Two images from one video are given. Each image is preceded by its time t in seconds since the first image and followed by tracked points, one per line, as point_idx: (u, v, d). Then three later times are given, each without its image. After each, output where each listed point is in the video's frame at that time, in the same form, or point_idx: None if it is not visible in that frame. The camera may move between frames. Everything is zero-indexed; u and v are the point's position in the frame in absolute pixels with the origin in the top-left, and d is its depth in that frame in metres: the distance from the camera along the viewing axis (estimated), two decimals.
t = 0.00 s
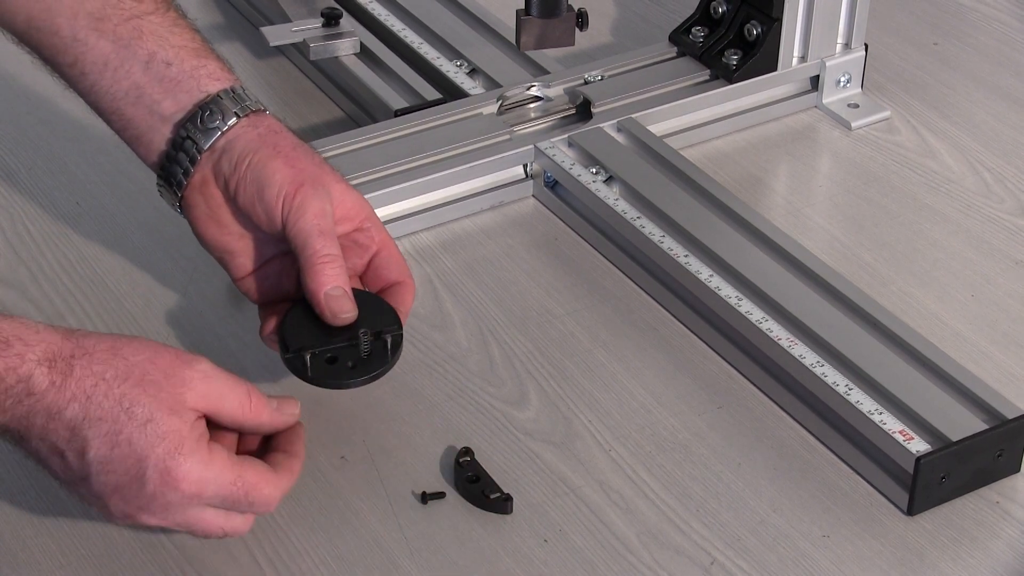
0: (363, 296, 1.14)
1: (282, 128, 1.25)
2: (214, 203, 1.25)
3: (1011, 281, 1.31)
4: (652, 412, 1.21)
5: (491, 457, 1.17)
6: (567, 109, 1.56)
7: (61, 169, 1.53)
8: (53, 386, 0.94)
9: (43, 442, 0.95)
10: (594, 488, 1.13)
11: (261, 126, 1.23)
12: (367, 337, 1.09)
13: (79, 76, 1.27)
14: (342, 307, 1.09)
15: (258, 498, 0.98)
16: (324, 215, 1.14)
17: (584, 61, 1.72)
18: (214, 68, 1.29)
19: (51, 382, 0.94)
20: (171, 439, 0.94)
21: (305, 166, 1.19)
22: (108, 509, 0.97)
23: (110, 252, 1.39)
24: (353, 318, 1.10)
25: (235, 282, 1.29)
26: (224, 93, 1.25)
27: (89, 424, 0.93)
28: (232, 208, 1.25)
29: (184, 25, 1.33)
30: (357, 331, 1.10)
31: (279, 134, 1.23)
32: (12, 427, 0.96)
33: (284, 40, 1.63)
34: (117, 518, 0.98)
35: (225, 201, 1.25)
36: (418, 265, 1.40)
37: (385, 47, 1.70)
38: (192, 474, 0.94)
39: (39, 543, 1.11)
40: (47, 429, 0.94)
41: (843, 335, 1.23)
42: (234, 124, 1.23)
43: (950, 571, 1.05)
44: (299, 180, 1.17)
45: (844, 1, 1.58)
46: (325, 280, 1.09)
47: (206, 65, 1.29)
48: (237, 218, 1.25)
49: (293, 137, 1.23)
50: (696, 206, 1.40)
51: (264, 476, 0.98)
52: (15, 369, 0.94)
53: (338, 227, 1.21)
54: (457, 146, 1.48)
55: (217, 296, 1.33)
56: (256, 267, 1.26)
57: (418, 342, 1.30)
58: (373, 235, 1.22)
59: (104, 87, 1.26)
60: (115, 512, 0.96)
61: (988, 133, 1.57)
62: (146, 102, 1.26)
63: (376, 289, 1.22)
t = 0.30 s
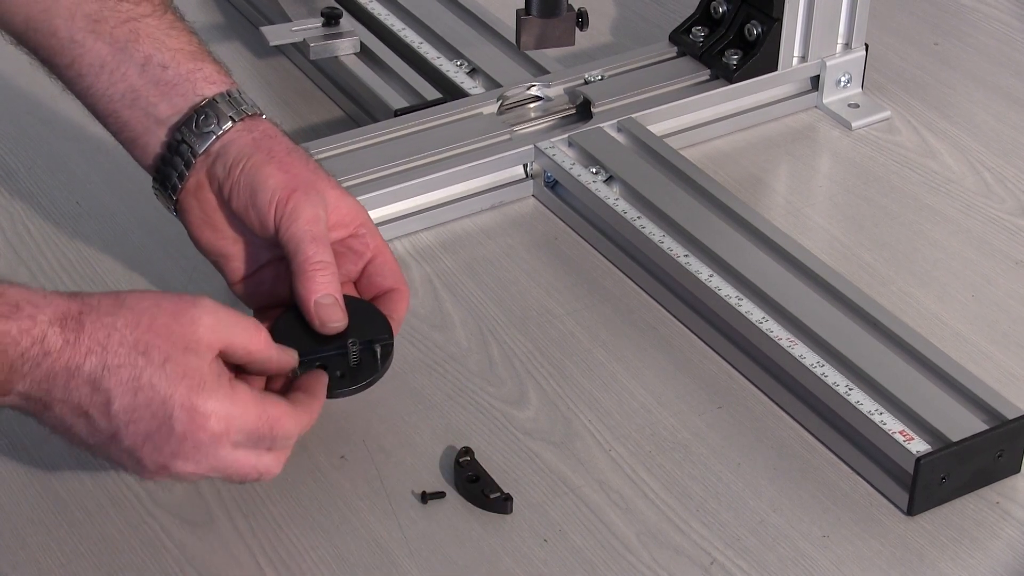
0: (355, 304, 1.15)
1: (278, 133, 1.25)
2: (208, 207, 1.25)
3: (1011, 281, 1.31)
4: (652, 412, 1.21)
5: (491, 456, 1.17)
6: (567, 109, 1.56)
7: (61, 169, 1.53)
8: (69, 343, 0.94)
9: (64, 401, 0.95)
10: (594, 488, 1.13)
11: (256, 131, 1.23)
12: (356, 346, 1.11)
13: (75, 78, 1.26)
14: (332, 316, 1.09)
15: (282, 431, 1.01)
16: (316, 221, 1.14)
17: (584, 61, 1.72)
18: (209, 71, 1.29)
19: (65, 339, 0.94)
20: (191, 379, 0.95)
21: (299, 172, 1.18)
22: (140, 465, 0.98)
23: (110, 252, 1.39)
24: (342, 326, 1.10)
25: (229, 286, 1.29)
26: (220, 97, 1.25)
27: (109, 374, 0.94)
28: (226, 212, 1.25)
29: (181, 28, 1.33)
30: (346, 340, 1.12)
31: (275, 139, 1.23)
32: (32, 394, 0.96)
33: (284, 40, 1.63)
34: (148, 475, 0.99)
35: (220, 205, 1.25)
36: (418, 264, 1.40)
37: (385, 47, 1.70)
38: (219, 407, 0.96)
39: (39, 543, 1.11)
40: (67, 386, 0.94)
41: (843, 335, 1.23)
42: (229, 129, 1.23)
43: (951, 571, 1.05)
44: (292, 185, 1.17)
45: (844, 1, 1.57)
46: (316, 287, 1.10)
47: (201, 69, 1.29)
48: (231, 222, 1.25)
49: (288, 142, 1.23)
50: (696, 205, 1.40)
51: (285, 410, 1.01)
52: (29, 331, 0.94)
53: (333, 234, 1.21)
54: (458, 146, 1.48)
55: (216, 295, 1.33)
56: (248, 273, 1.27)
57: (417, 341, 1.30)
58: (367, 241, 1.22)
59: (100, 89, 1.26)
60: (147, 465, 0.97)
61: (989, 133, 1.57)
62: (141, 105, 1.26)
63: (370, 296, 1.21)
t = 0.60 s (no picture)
0: (348, 302, 1.15)
1: (275, 127, 1.24)
2: (204, 200, 1.25)
3: (1014, 283, 1.31)
4: (653, 409, 1.21)
5: (492, 451, 1.17)
6: (573, 105, 1.56)
7: (64, 156, 1.53)
8: (86, 299, 0.98)
9: (87, 363, 0.97)
10: (594, 483, 1.13)
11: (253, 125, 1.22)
12: (348, 346, 1.10)
13: (73, 67, 1.27)
14: (324, 314, 1.10)
15: (301, 392, 1.01)
16: (311, 217, 1.14)
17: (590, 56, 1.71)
18: (208, 64, 1.29)
19: (83, 299, 0.98)
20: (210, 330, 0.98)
21: (294, 167, 1.18)
22: (162, 434, 0.97)
23: (112, 240, 1.39)
24: (334, 324, 1.11)
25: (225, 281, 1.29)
26: (218, 90, 1.25)
27: (127, 325, 0.96)
28: (221, 206, 1.25)
29: (180, 20, 1.32)
30: (337, 338, 1.11)
31: (271, 134, 1.23)
32: (51, 363, 0.97)
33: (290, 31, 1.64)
34: (170, 448, 0.98)
35: (215, 199, 1.25)
36: (421, 257, 1.40)
37: (390, 39, 1.70)
38: (240, 353, 0.97)
39: (40, 531, 1.11)
40: (88, 345, 0.97)
41: (846, 334, 1.23)
42: (226, 122, 1.23)
43: (950, 571, 1.05)
44: (287, 180, 1.16)
45: None
46: (309, 285, 1.10)
47: (200, 61, 1.29)
48: (226, 217, 1.25)
49: (285, 136, 1.23)
50: (700, 202, 1.40)
51: (300, 373, 1.02)
52: (48, 292, 0.98)
53: (329, 230, 1.21)
54: (465, 139, 1.48)
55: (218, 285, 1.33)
56: (243, 268, 1.27)
57: (419, 335, 1.30)
58: (363, 238, 1.22)
59: (97, 80, 1.26)
60: (169, 427, 0.96)
61: (994, 134, 1.56)
62: (138, 97, 1.26)
63: (366, 292, 1.22)
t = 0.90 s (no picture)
0: (343, 293, 1.15)
1: (270, 116, 1.24)
2: (200, 189, 1.25)
3: (1013, 269, 1.31)
4: (652, 394, 1.21)
5: (491, 437, 1.17)
6: (573, 90, 1.56)
7: (64, 143, 1.53)
8: (85, 276, 1.02)
9: (88, 337, 0.99)
10: (594, 469, 1.13)
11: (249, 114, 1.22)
12: (343, 338, 1.11)
13: (69, 55, 1.27)
14: (319, 304, 1.09)
15: (302, 356, 1.03)
16: (305, 206, 1.14)
17: (589, 42, 1.71)
18: (203, 52, 1.29)
19: (81, 278, 1.01)
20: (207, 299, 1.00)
21: (289, 156, 1.18)
22: (168, 404, 0.98)
23: (112, 226, 1.39)
24: (328, 314, 1.11)
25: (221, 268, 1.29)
26: (213, 78, 1.24)
27: (126, 297, 1.00)
28: (217, 195, 1.24)
29: (176, 8, 1.32)
30: (332, 330, 1.11)
31: (267, 122, 1.22)
32: (54, 341, 1.00)
33: (290, 17, 1.66)
34: (178, 419, 0.99)
35: (211, 187, 1.24)
36: (420, 244, 1.40)
37: (390, 25, 1.70)
38: (238, 317, 0.99)
39: (40, 517, 1.11)
40: (88, 320, 0.99)
41: (845, 319, 1.23)
42: (221, 111, 1.22)
43: (950, 558, 1.05)
44: (282, 170, 1.16)
45: None
46: (304, 274, 1.10)
47: (195, 49, 1.28)
48: (222, 205, 1.25)
49: (280, 125, 1.23)
50: (700, 189, 1.40)
51: (298, 339, 1.04)
52: (48, 270, 1.02)
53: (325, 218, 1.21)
54: (464, 125, 1.48)
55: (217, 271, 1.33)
56: (240, 255, 1.27)
57: (418, 321, 1.30)
58: (359, 226, 1.21)
59: (92, 68, 1.26)
60: (174, 395, 0.98)
61: (993, 120, 1.56)
62: (134, 85, 1.26)
63: (361, 280, 1.22)
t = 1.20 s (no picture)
0: (346, 283, 1.16)
1: (270, 106, 1.24)
2: (201, 180, 1.25)
3: (1015, 263, 1.30)
4: (653, 387, 1.21)
5: (492, 430, 1.17)
6: (573, 84, 1.55)
7: (65, 136, 1.53)
8: (95, 250, 1.03)
9: (99, 309, 1.00)
10: (594, 462, 1.13)
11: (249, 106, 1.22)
12: (346, 328, 1.11)
13: (70, 47, 1.27)
14: (321, 294, 1.10)
15: (312, 332, 1.05)
16: (307, 197, 1.14)
17: (589, 35, 1.71)
18: (203, 44, 1.29)
19: (93, 253, 1.03)
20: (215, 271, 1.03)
21: (290, 147, 1.18)
22: (182, 372, 0.99)
23: (113, 219, 1.39)
24: (330, 303, 1.11)
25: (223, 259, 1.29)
26: (213, 70, 1.24)
27: (136, 269, 1.01)
28: (218, 186, 1.25)
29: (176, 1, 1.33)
30: (335, 320, 1.12)
31: (267, 113, 1.22)
32: (66, 315, 1.01)
33: (291, 10, 1.66)
34: (191, 388, 1.00)
35: (212, 179, 1.25)
36: (420, 237, 1.40)
37: (391, 19, 1.70)
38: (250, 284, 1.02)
39: (41, 509, 1.11)
40: (99, 292, 1.01)
41: (846, 312, 1.23)
42: (221, 103, 1.22)
43: (951, 552, 1.05)
44: (283, 161, 1.16)
45: None
46: (306, 265, 1.10)
47: (195, 41, 1.29)
48: (223, 196, 1.25)
49: (280, 116, 1.23)
50: (701, 182, 1.40)
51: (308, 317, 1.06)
52: (59, 246, 1.03)
53: (326, 208, 1.21)
54: (464, 119, 1.47)
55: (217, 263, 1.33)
56: (242, 246, 1.27)
57: (419, 314, 1.30)
58: (360, 214, 1.22)
59: (93, 60, 1.27)
60: (189, 360, 0.99)
61: (995, 114, 1.56)
62: (135, 77, 1.27)
63: (362, 270, 1.23)
